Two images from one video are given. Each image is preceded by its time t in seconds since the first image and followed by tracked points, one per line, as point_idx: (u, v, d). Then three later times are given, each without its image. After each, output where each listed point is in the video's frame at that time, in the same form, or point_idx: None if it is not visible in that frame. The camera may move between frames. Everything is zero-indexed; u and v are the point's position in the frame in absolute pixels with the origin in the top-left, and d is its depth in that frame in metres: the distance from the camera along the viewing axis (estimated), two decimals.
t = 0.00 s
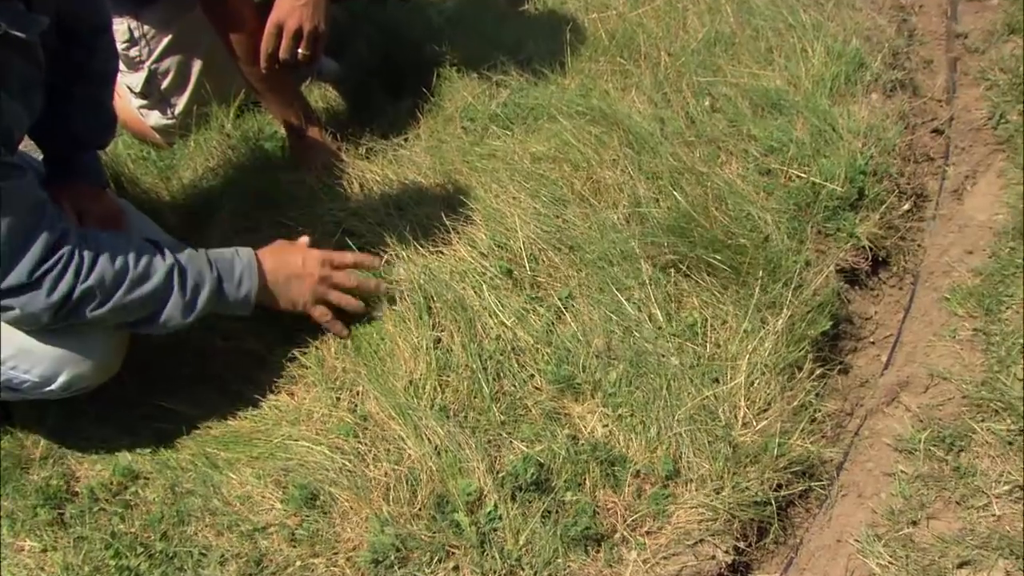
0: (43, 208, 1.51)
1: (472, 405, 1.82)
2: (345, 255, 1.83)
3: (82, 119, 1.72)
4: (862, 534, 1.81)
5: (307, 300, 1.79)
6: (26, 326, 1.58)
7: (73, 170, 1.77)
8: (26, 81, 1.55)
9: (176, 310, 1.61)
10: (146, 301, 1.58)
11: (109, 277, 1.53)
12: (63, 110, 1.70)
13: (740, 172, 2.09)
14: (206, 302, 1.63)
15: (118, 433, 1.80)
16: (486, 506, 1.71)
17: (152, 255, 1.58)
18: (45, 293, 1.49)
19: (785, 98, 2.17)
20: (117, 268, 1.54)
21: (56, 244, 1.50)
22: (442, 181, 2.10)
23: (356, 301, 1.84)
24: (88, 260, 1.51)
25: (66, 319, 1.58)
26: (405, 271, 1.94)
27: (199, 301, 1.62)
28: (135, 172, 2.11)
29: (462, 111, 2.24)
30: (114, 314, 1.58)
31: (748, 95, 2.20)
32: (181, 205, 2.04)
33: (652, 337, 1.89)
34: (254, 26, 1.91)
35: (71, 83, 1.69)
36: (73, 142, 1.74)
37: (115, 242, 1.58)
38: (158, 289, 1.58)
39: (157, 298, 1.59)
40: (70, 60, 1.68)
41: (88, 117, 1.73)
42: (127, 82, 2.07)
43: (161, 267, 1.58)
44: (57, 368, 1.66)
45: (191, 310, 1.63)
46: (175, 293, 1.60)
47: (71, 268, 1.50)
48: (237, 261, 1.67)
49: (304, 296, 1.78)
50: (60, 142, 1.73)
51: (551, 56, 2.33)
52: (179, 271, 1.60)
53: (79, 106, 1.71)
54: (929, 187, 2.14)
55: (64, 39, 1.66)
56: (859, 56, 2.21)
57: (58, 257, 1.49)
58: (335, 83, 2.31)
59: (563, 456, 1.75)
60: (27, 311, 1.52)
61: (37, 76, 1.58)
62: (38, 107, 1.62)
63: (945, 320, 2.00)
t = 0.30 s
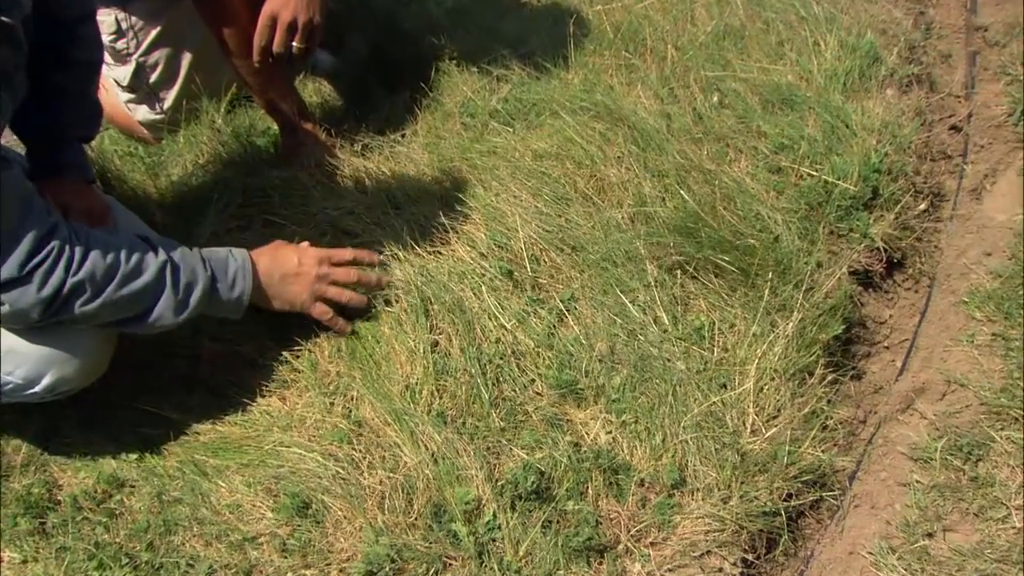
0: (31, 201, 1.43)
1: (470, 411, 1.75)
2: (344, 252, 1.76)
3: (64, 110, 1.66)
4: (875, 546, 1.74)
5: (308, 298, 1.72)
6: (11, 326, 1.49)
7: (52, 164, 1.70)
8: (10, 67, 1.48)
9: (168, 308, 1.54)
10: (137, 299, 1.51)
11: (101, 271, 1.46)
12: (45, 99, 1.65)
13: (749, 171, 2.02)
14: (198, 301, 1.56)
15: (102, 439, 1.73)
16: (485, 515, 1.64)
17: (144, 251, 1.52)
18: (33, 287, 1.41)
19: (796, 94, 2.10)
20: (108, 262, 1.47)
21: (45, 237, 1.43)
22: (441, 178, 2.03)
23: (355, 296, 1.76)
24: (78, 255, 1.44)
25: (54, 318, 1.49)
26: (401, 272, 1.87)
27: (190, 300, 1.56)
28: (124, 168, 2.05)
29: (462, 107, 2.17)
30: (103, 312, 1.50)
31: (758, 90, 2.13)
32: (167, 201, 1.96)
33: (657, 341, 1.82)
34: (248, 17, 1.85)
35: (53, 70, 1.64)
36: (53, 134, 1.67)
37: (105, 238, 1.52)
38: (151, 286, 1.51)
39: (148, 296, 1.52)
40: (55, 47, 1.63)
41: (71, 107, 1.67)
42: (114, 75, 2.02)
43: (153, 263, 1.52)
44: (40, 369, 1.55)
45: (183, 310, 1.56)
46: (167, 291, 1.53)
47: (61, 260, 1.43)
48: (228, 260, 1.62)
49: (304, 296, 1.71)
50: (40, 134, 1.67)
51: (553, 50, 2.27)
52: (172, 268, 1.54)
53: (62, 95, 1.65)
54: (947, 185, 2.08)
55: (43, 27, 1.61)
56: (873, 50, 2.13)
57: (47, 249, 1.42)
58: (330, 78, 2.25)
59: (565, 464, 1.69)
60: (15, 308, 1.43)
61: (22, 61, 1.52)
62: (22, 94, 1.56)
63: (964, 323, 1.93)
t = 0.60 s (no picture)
0: (27, 196, 1.38)
1: (471, 418, 1.68)
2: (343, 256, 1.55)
3: (53, 107, 1.60)
4: (893, 562, 1.67)
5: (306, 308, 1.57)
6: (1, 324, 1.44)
7: (40, 161, 1.64)
8: None
9: (163, 313, 1.47)
10: (133, 301, 1.45)
11: (97, 268, 1.40)
12: (35, 95, 1.59)
13: (762, 171, 1.94)
14: (194, 308, 1.49)
15: (90, 447, 1.67)
16: (486, 528, 1.58)
17: (142, 253, 1.46)
18: (27, 281, 1.35)
19: (812, 91, 2.03)
20: (105, 260, 1.41)
21: (40, 232, 1.37)
22: (443, 178, 1.97)
23: (356, 302, 1.55)
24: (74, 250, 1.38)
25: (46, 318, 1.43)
26: (400, 275, 1.81)
27: (187, 306, 1.48)
28: (114, 166, 1.99)
29: (465, 105, 2.11)
30: (97, 312, 1.43)
31: (772, 87, 2.05)
32: (162, 202, 1.92)
33: (666, 348, 1.75)
34: (244, 11, 1.79)
35: (44, 65, 1.58)
36: (43, 130, 1.61)
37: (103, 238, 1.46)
38: (147, 288, 1.44)
39: (144, 299, 1.46)
40: (47, 42, 1.57)
41: (61, 105, 1.61)
42: (104, 70, 1.97)
43: (151, 265, 1.45)
44: (22, 376, 1.50)
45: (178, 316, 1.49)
46: (163, 295, 1.46)
47: (56, 256, 1.37)
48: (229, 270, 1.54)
49: (301, 305, 1.56)
50: (29, 129, 1.61)
51: (560, 45, 2.20)
52: (170, 272, 1.47)
53: (52, 92, 1.60)
54: (970, 186, 2.02)
55: (37, 22, 1.54)
56: (893, 45, 2.06)
57: (42, 243, 1.36)
58: (328, 74, 2.18)
59: (569, 474, 1.62)
60: (7, 304, 1.37)
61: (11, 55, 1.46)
62: (11, 88, 1.51)
63: (986, 330, 1.89)
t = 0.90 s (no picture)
0: (13, 189, 1.32)
1: (468, 423, 1.62)
2: (342, 265, 1.60)
3: (39, 98, 1.54)
4: None
5: (300, 313, 1.59)
6: None
7: (24, 157, 1.57)
8: None
9: (153, 315, 1.43)
10: (122, 302, 1.40)
11: (86, 268, 1.35)
12: (19, 85, 1.53)
13: (772, 170, 1.88)
14: (185, 311, 1.45)
15: (75, 451, 1.63)
16: (483, 536, 1.51)
17: (132, 252, 1.41)
18: (13, 281, 1.29)
19: (825, 88, 1.96)
20: (94, 260, 1.36)
21: (27, 228, 1.31)
22: (443, 175, 1.91)
23: (353, 311, 1.58)
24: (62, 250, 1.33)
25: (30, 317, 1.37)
26: (397, 275, 1.75)
27: (177, 308, 1.44)
28: (106, 161, 1.94)
29: (467, 100, 2.06)
30: (84, 314, 1.38)
31: (783, 83, 1.99)
32: (154, 199, 1.89)
33: (670, 353, 1.69)
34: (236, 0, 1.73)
35: (30, 53, 1.52)
36: (27, 123, 1.54)
37: (91, 235, 1.40)
38: (137, 289, 1.40)
39: (133, 300, 1.41)
40: (33, 29, 1.51)
41: (47, 96, 1.55)
42: (93, 61, 1.94)
43: (141, 265, 1.41)
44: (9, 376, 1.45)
45: (167, 318, 1.45)
46: (153, 297, 1.42)
47: (44, 255, 1.31)
48: (218, 270, 1.51)
49: (294, 311, 1.58)
50: (13, 123, 1.54)
51: (565, 39, 2.14)
52: (160, 273, 1.43)
53: (37, 82, 1.54)
54: (988, 188, 1.94)
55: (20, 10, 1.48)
56: (909, 40, 1.99)
57: (29, 242, 1.31)
58: (326, 66, 2.13)
59: (569, 482, 1.56)
60: None
61: None
62: None
63: (1004, 337, 1.79)
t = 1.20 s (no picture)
0: None
1: (465, 426, 1.59)
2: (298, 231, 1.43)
3: (31, 95, 1.51)
4: None
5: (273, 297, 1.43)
6: None
7: (13, 152, 1.54)
8: None
9: (128, 323, 1.41)
10: (94, 311, 1.39)
11: (54, 275, 1.35)
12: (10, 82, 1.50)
13: (776, 170, 1.85)
14: (161, 318, 1.42)
15: (69, 453, 1.62)
16: (480, 541, 1.49)
17: (107, 258, 1.39)
18: None
19: (831, 87, 1.93)
20: (63, 268, 1.35)
21: None
22: (443, 174, 1.89)
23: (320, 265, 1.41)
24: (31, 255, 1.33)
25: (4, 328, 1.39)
26: (394, 276, 1.73)
27: (153, 316, 1.42)
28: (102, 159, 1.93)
29: (467, 97, 2.03)
30: (55, 323, 1.38)
31: (789, 82, 1.96)
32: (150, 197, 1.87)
33: (671, 356, 1.66)
34: None
35: (21, 51, 1.48)
36: (18, 119, 1.52)
37: (66, 239, 1.40)
38: (108, 298, 1.38)
39: (107, 310, 1.40)
40: (27, 27, 1.47)
41: (39, 93, 1.52)
42: (88, 56, 1.93)
43: (114, 271, 1.38)
44: None
45: (145, 325, 1.43)
46: (127, 305, 1.40)
47: (11, 261, 1.32)
48: (199, 272, 1.46)
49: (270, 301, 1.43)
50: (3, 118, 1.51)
51: (567, 35, 2.11)
52: (135, 279, 1.40)
53: (29, 80, 1.51)
54: (997, 188, 1.92)
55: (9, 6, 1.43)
56: (917, 39, 1.96)
57: None
58: (324, 64, 2.10)
59: (568, 487, 1.53)
60: None
61: None
62: None
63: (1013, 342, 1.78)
